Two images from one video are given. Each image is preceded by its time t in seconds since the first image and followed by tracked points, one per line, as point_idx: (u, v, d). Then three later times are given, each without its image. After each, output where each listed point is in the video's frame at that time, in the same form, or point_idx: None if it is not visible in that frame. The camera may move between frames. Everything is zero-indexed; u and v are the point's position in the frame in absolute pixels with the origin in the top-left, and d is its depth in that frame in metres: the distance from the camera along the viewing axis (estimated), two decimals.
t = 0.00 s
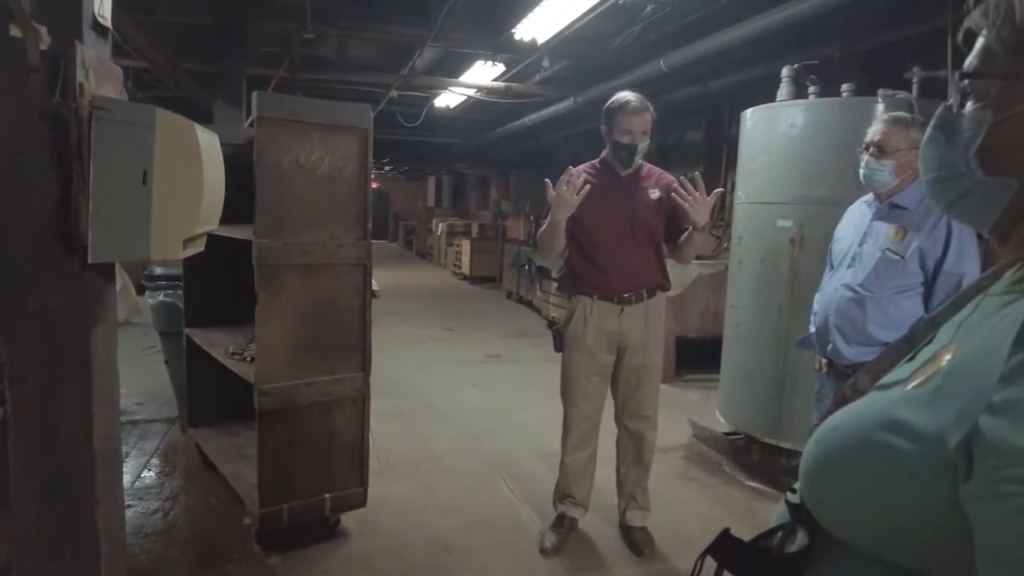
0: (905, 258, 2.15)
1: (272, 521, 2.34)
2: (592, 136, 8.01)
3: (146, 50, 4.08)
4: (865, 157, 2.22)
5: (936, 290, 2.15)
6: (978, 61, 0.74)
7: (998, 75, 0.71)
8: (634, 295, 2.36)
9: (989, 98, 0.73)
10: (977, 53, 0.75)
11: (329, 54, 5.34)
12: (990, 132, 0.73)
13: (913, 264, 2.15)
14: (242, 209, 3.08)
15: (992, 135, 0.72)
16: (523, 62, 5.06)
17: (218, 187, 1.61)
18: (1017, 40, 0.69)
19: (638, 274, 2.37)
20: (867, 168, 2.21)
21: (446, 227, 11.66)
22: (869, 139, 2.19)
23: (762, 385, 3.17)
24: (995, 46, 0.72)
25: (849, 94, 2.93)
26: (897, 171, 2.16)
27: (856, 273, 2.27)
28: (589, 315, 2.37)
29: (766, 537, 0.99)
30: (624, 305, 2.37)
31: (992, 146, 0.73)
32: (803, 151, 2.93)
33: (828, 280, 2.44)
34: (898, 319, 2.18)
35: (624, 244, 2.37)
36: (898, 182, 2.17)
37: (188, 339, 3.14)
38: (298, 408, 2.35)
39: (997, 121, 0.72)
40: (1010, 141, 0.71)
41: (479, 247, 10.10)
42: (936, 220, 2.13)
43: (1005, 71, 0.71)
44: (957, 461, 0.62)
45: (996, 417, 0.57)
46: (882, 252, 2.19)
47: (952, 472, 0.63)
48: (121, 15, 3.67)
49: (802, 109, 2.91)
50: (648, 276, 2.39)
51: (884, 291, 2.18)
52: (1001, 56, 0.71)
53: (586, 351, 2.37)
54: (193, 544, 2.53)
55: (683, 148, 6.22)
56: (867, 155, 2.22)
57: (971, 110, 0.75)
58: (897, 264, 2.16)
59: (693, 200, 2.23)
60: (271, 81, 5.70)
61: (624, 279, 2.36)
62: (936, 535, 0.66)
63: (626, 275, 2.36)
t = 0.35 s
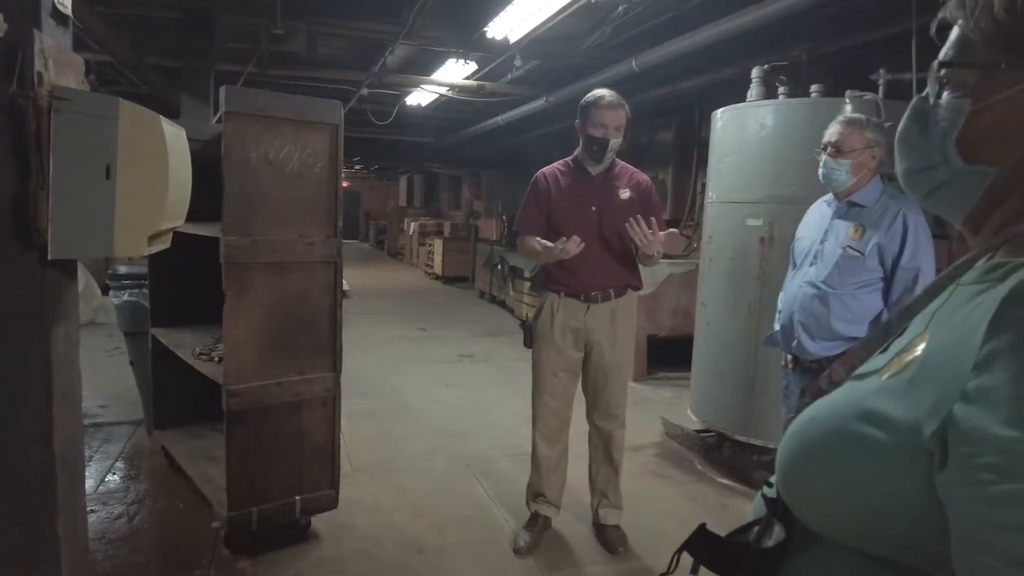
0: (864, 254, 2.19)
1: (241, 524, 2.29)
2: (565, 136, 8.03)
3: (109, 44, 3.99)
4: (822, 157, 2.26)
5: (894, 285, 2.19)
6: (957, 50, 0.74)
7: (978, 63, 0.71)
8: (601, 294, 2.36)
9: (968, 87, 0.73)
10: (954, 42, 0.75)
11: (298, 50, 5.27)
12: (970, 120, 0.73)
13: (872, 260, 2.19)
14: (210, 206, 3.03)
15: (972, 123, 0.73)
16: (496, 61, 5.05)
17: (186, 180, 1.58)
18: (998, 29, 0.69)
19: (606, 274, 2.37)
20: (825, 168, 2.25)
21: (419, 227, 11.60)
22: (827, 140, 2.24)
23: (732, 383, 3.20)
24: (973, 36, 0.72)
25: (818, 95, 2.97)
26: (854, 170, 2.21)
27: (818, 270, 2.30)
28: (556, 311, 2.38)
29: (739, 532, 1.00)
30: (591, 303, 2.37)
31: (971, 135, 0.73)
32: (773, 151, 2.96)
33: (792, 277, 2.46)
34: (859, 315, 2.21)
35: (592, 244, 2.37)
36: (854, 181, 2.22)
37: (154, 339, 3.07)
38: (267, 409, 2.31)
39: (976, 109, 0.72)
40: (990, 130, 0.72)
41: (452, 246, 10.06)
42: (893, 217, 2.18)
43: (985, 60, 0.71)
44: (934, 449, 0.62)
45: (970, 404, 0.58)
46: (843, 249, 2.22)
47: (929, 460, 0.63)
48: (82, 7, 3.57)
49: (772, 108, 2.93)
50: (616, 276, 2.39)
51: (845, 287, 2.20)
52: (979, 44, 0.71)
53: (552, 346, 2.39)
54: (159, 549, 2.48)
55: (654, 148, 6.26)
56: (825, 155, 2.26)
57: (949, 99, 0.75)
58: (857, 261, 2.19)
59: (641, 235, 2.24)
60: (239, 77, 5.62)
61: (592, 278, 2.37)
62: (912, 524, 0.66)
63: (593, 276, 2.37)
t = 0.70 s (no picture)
0: (835, 257, 2.19)
1: (218, 532, 2.26)
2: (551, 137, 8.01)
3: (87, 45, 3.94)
4: (792, 163, 2.28)
5: (864, 287, 2.19)
6: (920, 58, 0.73)
7: (940, 71, 0.71)
8: (580, 298, 2.35)
9: (931, 96, 0.72)
10: (919, 49, 0.74)
11: (282, 52, 5.23)
12: (932, 130, 0.72)
13: (843, 263, 2.18)
14: (187, 209, 2.99)
15: (932, 132, 0.72)
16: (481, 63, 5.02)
17: (152, 197, 1.55)
18: (963, 38, 0.68)
19: (586, 279, 2.36)
20: (794, 172, 2.26)
21: (406, 228, 11.55)
22: (795, 145, 2.26)
23: (715, 386, 3.20)
24: (938, 44, 0.71)
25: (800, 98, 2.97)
26: (822, 174, 2.22)
27: (791, 274, 2.29)
28: (535, 316, 2.37)
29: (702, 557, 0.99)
30: (570, 308, 2.35)
31: (931, 145, 0.73)
32: (755, 154, 2.95)
33: (766, 281, 2.46)
34: (832, 317, 2.20)
35: (572, 250, 2.36)
36: (823, 186, 2.23)
37: (131, 344, 3.03)
38: (244, 416, 2.28)
39: (938, 118, 0.71)
40: (948, 141, 0.71)
41: (439, 247, 10.02)
42: (862, 220, 2.16)
43: (947, 68, 0.70)
44: (889, 480, 0.61)
45: (924, 435, 0.57)
46: (814, 253, 2.22)
47: (884, 491, 0.63)
48: (58, 7, 3.52)
49: (753, 112, 2.93)
50: (596, 281, 2.37)
51: (817, 290, 2.20)
52: (943, 53, 0.71)
53: (532, 350, 2.37)
54: (134, 559, 2.43)
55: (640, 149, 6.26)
56: (794, 160, 2.28)
57: (912, 108, 0.74)
58: (828, 263, 2.19)
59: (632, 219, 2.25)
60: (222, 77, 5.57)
61: (571, 284, 2.35)
62: (867, 554, 0.66)
63: (573, 281, 2.35)
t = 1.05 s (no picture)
0: (821, 256, 2.17)
1: (201, 537, 2.23)
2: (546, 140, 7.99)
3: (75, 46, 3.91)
4: (778, 163, 2.27)
5: (850, 287, 2.17)
6: (896, 44, 0.72)
7: (916, 55, 0.70)
8: (570, 300, 2.33)
9: (907, 81, 0.71)
10: (894, 34, 0.73)
11: (274, 54, 5.21)
12: (910, 115, 0.71)
13: (829, 262, 2.16)
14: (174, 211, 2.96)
15: (911, 118, 0.71)
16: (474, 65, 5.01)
17: (124, 204, 1.56)
18: (938, 19, 0.67)
19: (575, 280, 2.34)
20: (780, 173, 2.26)
21: (401, 231, 11.52)
22: (781, 146, 2.25)
23: (707, 389, 3.18)
24: (912, 28, 0.70)
25: (791, 99, 2.95)
26: (808, 174, 2.22)
27: (778, 273, 2.27)
28: (524, 318, 2.34)
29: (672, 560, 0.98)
30: (559, 309, 2.33)
31: (910, 131, 0.71)
32: (746, 155, 2.94)
33: (753, 281, 2.44)
34: (819, 317, 2.18)
35: (559, 250, 2.34)
36: (809, 186, 2.22)
37: (117, 348, 3.00)
38: (228, 419, 2.25)
39: (916, 104, 0.70)
40: (927, 127, 0.70)
41: (434, 251, 9.99)
42: (847, 219, 2.15)
43: (923, 51, 0.69)
44: (858, 484, 0.59)
45: (897, 436, 0.55)
46: (801, 252, 2.20)
47: (853, 495, 0.61)
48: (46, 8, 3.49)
49: (745, 113, 2.92)
50: (585, 281, 2.35)
51: (803, 289, 2.18)
52: (918, 37, 0.70)
53: (521, 354, 2.35)
54: (117, 565, 2.40)
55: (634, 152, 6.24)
56: (780, 160, 2.28)
57: (889, 94, 0.73)
58: (814, 263, 2.17)
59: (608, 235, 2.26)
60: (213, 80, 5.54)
61: (560, 286, 2.33)
62: (837, 561, 0.64)
63: (562, 282, 2.33)
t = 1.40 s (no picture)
0: (816, 255, 2.15)
1: (193, 539, 2.21)
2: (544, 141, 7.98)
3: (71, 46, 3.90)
4: (774, 160, 2.26)
5: (846, 285, 2.15)
6: (886, 28, 0.71)
7: (907, 39, 0.68)
8: (568, 298, 2.31)
9: (897, 66, 0.69)
10: (883, 17, 0.72)
11: (271, 53, 5.19)
12: (900, 102, 0.69)
13: (824, 261, 2.15)
14: (167, 211, 2.95)
15: (901, 104, 0.69)
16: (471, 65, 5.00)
17: (110, 205, 1.56)
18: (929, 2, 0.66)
19: (573, 278, 2.32)
20: (776, 170, 2.25)
21: (399, 232, 11.49)
22: (777, 143, 2.24)
23: (704, 390, 3.16)
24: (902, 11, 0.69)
25: (789, 97, 2.94)
26: (805, 171, 2.20)
27: (773, 272, 2.26)
28: (521, 318, 2.32)
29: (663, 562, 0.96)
30: (557, 309, 2.32)
31: (901, 118, 0.70)
32: (743, 154, 2.92)
33: (749, 280, 2.42)
34: (815, 316, 2.16)
35: (557, 247, 2.32)
36: (805, 183, 2.21)
37: (111, 348, 2.98)
38: (220, 420, 2.23)
39: (906, 89, 0.68)
40: (918, 113, 0.68)
41: (432, 252, 9.96)
42: (843, 216, 2.13)
43: (914, 36, 0.67)
44: (850, 485, 0.58)
45: (889, 436, 0.53)
46: (797, 250, 2.19)
47: (843, 496, 0.59)
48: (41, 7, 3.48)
49: (742, 112, 2.90)
50: (583, 278, 2.34)
51: (798, 287, 2.17)
52: (908, 20, 0.69)
53: (520, 356, 2.33)
54: (109, 568, 2.38)
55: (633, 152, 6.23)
56: (776, 157, 2.26)
57: (880, 79, 0.72)
58: (809, 261, 2.15)
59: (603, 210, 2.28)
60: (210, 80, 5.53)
61: (559, 284, 2.31)
62: (826, 565, 0.62)
63: (560, 279, 2.31)
